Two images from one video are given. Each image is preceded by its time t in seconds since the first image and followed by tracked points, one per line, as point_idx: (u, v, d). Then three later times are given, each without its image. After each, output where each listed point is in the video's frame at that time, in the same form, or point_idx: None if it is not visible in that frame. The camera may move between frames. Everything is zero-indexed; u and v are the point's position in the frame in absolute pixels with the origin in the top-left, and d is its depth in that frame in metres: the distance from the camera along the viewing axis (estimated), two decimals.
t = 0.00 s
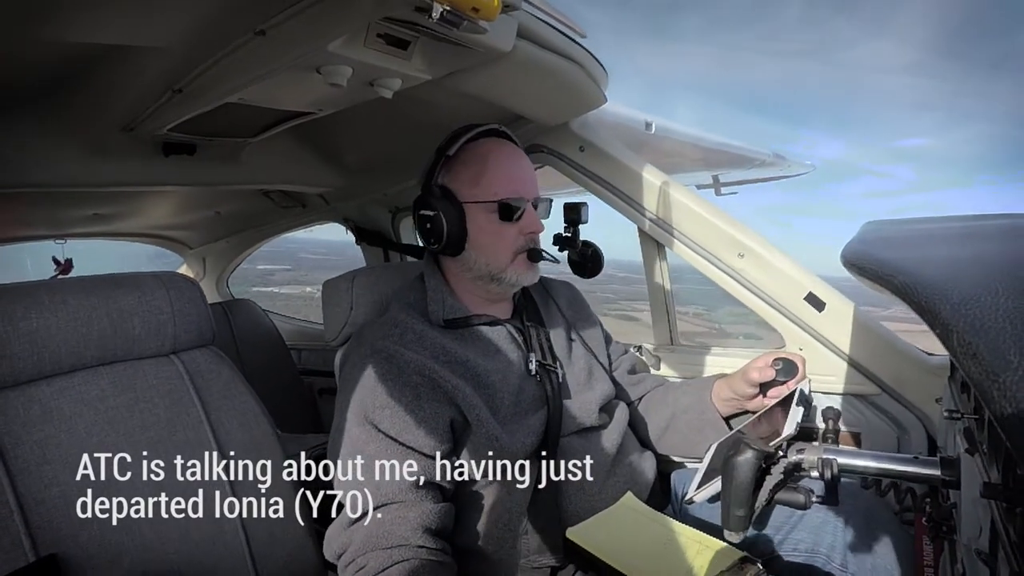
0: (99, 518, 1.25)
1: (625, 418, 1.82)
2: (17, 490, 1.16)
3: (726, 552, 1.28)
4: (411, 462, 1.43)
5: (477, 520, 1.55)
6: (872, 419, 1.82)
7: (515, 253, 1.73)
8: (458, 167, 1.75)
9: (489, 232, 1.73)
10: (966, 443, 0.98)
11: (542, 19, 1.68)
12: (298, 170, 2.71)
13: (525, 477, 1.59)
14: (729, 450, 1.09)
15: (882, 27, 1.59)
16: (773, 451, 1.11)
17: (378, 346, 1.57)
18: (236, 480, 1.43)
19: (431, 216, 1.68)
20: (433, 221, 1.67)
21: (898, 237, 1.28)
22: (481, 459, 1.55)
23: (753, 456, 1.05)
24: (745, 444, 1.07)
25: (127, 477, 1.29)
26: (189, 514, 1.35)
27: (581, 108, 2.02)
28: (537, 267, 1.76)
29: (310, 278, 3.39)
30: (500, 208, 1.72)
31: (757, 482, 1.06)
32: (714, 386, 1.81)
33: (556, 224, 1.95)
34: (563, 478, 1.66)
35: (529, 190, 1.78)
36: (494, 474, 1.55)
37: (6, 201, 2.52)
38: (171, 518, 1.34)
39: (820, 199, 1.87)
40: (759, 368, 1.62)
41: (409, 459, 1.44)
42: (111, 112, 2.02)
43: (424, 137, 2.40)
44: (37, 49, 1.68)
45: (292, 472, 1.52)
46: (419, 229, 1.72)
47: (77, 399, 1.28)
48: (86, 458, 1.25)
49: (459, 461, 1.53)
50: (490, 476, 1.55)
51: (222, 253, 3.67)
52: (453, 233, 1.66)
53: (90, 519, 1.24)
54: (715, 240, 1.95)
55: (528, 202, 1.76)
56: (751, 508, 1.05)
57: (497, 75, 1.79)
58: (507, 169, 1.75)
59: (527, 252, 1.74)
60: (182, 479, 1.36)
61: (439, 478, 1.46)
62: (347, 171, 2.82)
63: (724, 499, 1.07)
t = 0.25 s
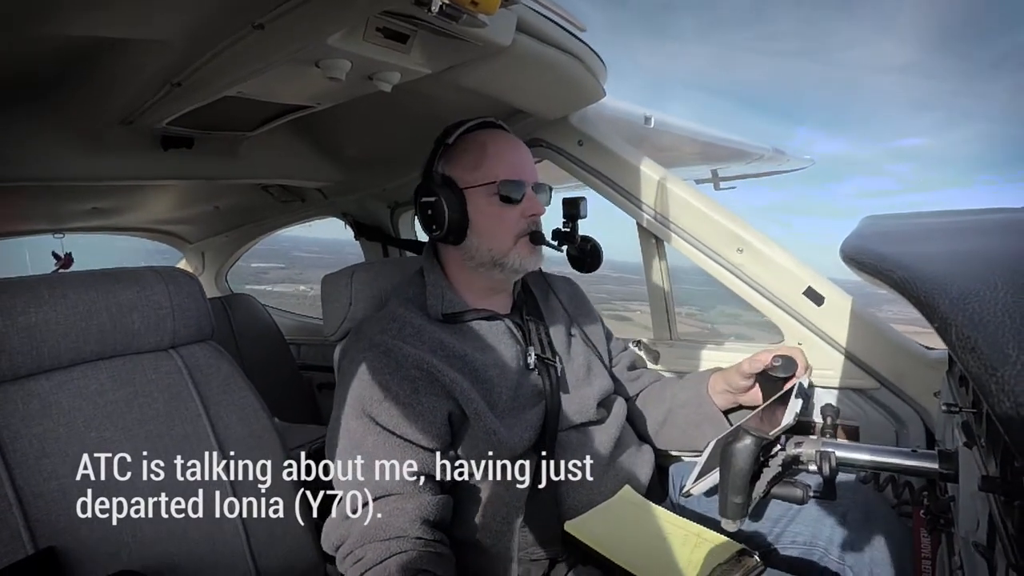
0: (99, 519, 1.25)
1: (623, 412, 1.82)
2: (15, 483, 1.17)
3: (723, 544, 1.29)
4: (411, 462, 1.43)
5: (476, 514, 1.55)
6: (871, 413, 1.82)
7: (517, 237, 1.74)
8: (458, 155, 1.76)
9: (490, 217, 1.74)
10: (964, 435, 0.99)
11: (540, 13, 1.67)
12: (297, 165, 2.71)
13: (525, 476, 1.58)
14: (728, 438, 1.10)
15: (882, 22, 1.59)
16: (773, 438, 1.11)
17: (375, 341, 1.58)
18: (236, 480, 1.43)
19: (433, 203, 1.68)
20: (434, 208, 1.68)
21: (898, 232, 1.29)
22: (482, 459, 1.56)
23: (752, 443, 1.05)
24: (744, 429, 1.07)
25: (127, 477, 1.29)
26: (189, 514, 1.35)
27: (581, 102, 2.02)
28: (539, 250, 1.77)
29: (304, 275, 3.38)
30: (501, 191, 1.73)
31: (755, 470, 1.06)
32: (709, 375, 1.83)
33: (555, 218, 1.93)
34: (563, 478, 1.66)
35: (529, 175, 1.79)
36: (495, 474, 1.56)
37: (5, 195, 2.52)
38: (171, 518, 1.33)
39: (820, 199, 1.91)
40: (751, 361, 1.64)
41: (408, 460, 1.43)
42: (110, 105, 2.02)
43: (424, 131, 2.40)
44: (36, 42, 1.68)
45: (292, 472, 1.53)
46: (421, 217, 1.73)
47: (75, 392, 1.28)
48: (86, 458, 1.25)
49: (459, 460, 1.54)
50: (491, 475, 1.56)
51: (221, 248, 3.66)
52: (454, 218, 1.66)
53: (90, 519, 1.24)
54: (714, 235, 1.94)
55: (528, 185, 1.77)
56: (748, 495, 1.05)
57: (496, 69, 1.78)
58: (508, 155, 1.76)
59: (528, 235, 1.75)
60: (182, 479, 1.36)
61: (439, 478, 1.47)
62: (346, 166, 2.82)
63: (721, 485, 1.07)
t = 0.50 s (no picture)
0: (99, 518, 1.25)
1: (624, 410, 1.82)
2: (15, 483, 1.17)
3: (724, 543, 1.29)
4: (411, 462, 1.41)
5: (476, 513, 1.55)
6: (871, 413, 1.82)
7: (525, 230, 1.76)
8: (465, 149, 1.78)
9: (498, 211, 1.75)
10: (964, 434, 0.99)
11: (541, 13, 1.67)
12: (297, 164, 2.71)
13: (525, 477, 1.58)
14: (727, 437, 1.09)
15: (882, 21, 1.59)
16: (772, 438, 1.11)
17: (377, 333, 1.58)
18: (236, 479, 1.42)
19: (443, 196, 1.69)
20: (444, 202, 1.68)
21: (899, 231, 1.28)
22: (482, 459, 1.55)
23: (751, 442, 1.05)
24: (744, 429, 1.07)
25: (127, 477, 1.29)
26: (189, 514, 1.35)
27: (581, 101, 2.02)
28: (545, 245, 1.79)
29: (302, 273, 3.41)
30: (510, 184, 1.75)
31: (754, 469, 1.06)
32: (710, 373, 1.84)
33: (555, 217, 1.92)
34: (563, 479, 1.67)
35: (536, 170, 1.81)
36: (495, 474, 1.56)
37: (4, 195, 2.52)
38: (171, 518, 1.33)
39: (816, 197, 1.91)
40: (755, 358, 1.64)
41: (409, 459, 1.42)
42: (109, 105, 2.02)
43: (424, 130, 2.40)
44: (35, 42, 1.68)
45: (292, 472, 1.53)
46: (429, 212, 1.72)
47: (75, 392, 1.28)
48: (86, 458, 1.25)
49: (459, 460, 1.54)
50: (491, 475, 1.55)
51: (220, 247, 3.67)
52: (464, 212, 1.67)
53: (90, 520, 1.24)
54: (715, 234, 1.94)
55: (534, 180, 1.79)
56: (748, 495, 1.05)
57: (496, 68, 1.79)
58: (516, 150, 1.78)
59: (536, 228, 1.78)
60: (182, 479, 1.36)
61: (439, 480, 1.47)
62: (345, 165, 2.82)
63: (721, 485, 1.07)
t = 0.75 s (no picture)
0: (99, 519, 1.25)
1: (623, 409, 1.82)
2: (14, 481, 1.17)
3: (723, 544, 1.29)
4: (411, 462, 1.41)
5: (476, 512, 1.55)
6: (871, 413, 1.82)
7: (539, 233, 1.78)
8: (483, 150, 1.76)
9: (513, 214, 1.76)
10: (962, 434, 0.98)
11: (540, 12, 1.67)
12: (296, 163, 2.71)
13: (525, 477, 1.58)
14: (726, 433, 1.10)
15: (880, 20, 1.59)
16: (772, 435, 1.11)
17: (377, 331, 1.57)
18: (235, 480, 1.42)
19: (464, 196, 1.65)
20: (466, 202, 1.65)
21: (898, 230, 1.28)
22: (482, 459, 1.56)
23: (751, 437, 1.06)
24: (743, 425, 1.07)
25: (127, 477, 1.29)
26: (189, 514, 1.35)
27: (581, 100, 2.02)
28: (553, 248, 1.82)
29: (295, 269, 3.44)
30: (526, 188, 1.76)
31: (753, 465, 1.06)
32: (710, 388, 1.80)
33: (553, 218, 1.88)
34: (563, 479, 1.66)
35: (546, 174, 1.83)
36: (495, 474, 1.55)
37: (4, 194, 2.52)
38: (172, 518, 1.33)
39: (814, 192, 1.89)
40: (756, 362, 1.61)
41: (409, 459, 1.41)
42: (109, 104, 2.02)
43: (424, 130, 2.40)
44: (35, 40, 1.67)
45: (292, 472, 1.53)
46: (446, 211, 1.68)
47: (74, 390, 1.28)
48: (86, 458, 1.25)
49: (459, 460, 1.54)
50: (491, 475, 1.55)
51: (219, 246, 3.67)
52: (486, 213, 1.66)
53: (90, 519, 1.24)
54: (714, 233, 1.94)
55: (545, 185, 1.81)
56: (747, 490, 1.05)
57: (496, 67, 1.78)
58: (529, 153, 1.79)
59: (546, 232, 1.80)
60: (183, 479, 1.35)
61: (439, 478, 1.46)
62: (345, 164, 2.81)
63: (720, 480, 1.07)
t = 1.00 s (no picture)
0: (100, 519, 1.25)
1: (623, 412, 1.82)
2: (15, 481, 1.17)
3: (724, 546, 1.28)
4: (412, 462, 1.41)
5: (477, 514, 1.54)
6: (872, 415, 1.82)
7: (540, 238, 1.78)
8: (485, 155, 1.76)
9: (514, 218, 1.77)
10: (963, 435, 0.99)
11: (541, 13, 1.67)
12: (297, 165, 2.71)
13: (525, 477, 1.58)
14: (733, 434, 1.10)
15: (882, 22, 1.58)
16: (779, 436, 1.11)
17: (378, 333, 1.58)
18: (235, 479, 1.42)
19: (466, 201, 1.65)
20: (467, 207, 1.64)
21: (898, 231, 1.28)
22: (482, 459, 1.55)
23: (758, 438, 1.05)
24: (751, 425, 1.07)
25: (127, 477, 1.29)
26: (189, 514, 1.35)
27: (582, 102, 2.02)
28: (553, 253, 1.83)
29: (294, 267, 3.50)
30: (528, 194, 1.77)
31: (760, 467, 1.06)
32: (720, 390, 1.80)
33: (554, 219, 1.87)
34: (563, 478, 1.65)
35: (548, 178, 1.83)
36: (495, 474, 1.55)
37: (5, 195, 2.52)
38: (172, 518, 1.33)
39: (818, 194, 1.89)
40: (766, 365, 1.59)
41: (409, 459, 1.42)
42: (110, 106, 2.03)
43: (425, 131, 2.40)
44: (36, 41, 1.68)
45: (292, 472, 1.53)
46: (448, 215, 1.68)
47: (75, 391, 1.28)
48: (86, 458, 1.25)
49: (459, 460, 1.53)
50: (491, 475, 1.55)
51: (220, 247, 3.67)
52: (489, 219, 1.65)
53: (91, 520, 1.24)
54: (714, 233, 1.94)
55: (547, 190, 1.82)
56: (753, 491, 1.05)
57: (496, 68, 1.79)
58: (532, 157, 1.79)
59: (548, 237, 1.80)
60: (182, 479, 1.35)
61: (439, 480, 1.46)
62: (345, 166, 2.81)
63: (727, 481, 1.07)
